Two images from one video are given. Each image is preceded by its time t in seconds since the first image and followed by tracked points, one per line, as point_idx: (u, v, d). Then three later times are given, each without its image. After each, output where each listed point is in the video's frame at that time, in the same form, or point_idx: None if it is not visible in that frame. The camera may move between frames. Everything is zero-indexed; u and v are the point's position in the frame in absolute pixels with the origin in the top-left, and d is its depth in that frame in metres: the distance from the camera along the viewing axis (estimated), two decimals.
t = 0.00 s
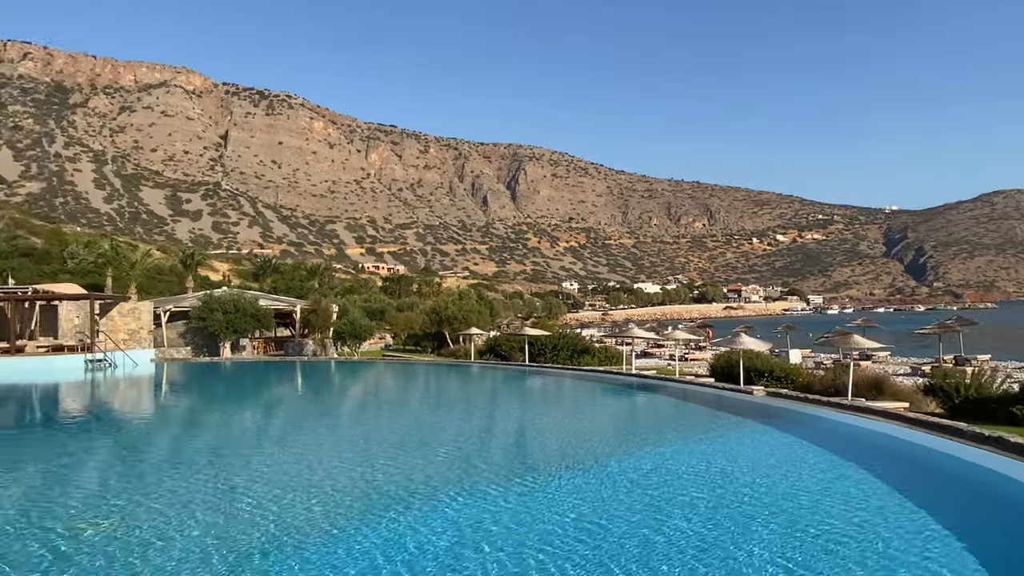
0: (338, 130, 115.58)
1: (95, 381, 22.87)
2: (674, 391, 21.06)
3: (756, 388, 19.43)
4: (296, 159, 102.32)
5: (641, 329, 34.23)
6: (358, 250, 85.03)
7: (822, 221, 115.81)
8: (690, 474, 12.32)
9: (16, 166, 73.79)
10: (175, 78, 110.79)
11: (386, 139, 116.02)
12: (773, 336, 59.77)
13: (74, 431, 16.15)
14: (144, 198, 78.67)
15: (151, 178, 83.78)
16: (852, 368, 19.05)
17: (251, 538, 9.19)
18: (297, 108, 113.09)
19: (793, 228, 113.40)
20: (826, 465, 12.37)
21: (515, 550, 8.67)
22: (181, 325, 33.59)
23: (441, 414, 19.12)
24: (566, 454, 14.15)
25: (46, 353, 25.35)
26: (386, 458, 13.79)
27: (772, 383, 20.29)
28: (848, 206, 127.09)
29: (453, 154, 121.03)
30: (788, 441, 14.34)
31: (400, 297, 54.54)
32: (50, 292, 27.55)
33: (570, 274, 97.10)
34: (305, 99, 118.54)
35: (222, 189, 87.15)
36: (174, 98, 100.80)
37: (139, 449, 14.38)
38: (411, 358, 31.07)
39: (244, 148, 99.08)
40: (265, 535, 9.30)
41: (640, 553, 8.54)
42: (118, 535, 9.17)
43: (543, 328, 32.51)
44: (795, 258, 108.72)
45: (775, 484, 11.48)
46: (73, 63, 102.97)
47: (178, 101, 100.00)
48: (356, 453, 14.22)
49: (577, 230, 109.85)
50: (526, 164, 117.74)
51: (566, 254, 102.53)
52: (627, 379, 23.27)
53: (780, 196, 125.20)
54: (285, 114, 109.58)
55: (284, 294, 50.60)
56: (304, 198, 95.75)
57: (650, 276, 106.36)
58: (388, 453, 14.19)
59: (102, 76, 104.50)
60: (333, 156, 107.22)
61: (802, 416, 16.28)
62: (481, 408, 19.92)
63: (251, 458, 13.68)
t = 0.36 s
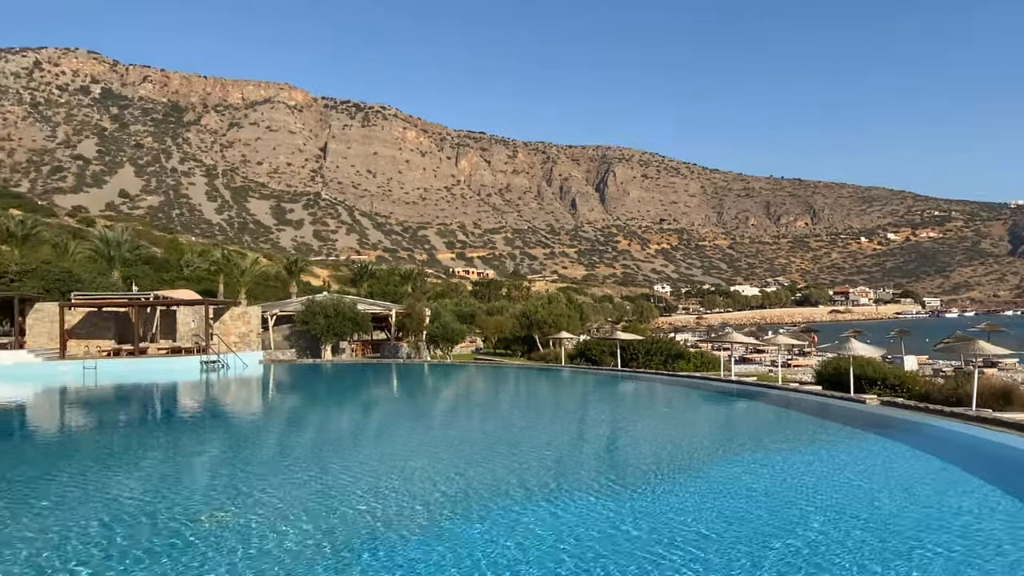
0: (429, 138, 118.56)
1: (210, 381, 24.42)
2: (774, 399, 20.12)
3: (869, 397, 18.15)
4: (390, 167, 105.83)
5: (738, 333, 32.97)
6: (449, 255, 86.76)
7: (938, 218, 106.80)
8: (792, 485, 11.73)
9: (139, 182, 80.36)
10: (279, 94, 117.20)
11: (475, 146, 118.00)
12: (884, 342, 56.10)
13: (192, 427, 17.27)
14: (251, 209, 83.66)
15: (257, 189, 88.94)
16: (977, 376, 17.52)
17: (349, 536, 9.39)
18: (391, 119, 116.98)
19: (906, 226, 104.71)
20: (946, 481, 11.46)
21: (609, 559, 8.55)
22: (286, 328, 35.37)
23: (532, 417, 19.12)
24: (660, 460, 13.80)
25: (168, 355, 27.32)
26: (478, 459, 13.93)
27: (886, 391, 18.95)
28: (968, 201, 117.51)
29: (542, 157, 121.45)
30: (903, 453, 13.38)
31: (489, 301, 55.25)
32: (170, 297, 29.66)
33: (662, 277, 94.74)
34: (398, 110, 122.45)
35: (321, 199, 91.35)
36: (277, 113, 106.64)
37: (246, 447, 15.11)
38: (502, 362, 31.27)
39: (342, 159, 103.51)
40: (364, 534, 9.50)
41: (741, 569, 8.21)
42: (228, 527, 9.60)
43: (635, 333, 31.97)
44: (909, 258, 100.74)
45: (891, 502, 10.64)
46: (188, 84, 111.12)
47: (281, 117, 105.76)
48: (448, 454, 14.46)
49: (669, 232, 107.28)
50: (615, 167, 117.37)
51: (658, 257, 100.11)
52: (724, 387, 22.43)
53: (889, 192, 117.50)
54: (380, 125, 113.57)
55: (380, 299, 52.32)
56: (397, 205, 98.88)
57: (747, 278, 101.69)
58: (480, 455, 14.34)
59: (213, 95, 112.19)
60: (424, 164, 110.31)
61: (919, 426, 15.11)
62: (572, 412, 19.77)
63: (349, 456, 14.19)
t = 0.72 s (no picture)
0: (515, 141, 119.57)
1: (311, 380, 25.43)
2: (883, 404, 18.91)
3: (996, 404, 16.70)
4: (476, 171, 107.48)
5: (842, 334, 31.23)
6: (535, 257, 87.15)
7: None
8: (899, 498, 10.99)
9: (243, 192, 85.37)
10: (370, 104, 121.48)
11: (561, 147, 118.00)
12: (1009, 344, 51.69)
13: (294, 424, 18.12)
14: (345, 215, 87.05)
15: (351, 196, 92.43)
16: None
17: (442, 534, 9.52)
18: (478, 123, 118.77)
19: None
20: None
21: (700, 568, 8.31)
22: (380, 330, 36.55)
23: (621, 419, 18.87)
24: (755, 466, 13.30)
25: (272, 355, 28.79)
26: (566, 460, 13.88)
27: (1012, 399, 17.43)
28: None
29: (629, 156, 119.87)
30: None
31: (577, 302, 55.01)
32: (272, 301, 31.26)
33: (758, 276, 90.89)
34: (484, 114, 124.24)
35: (411, 204, 93.92)
36: (369, 122, 110.55)
37: (342, 444, 15.67)
38: (591, 363, 30.99)
39: (430, 164, 106.11)
40: (455, 533, 9.59)
41: None
42: (328, 521, 9.93)
43: (729, 334, 30.96)
44: None
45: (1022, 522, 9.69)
46: (286, 98, 117.17)
47: (373, 125, 109.53)
48: (537, 455, 14.50)
49: (765, 229, 102.98)
50: (707, 164, 114.71)
51: (753, 255, 96.20)
52: (826, 392, 21.30)
53: (1013, 182, 108.14)
54: (467, 130, 115.56)
55: (468, 301, 53.19)
56: (484, 208, 100.29)
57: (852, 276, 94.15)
58: (567, 456, 14.29)
59: (310, 107, 117.80)
60: (510, 167, 111.42)
61: None
62: (663, 415, 19.38)
63: (439, 455, 14.48)
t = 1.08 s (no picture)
0: (605, 139, 118.58)
1: (407, 380, 26.15)
2: (1012, 412, 17.32)
3: None
4: (565, 171, 107.36)
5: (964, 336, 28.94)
6: (626, 257, 85.96)
7: None
8: None
9: (341, 199, 89.03)
10: (460, 109, 123.80)
11: (652, 144, 115.94)
12: None
13: (390, 421, 18.62)
14: (437, 218, 89.04)
15: (442, 200, 94.46)
16: None
17: (535, 535, 9.45)
18: (566, 123, 118.59)
19: None
20: None
21: None
22: (472, 331, 37.10)
23: (719, 423, 18.26)
24: (865, 474, 12.53)
25: (369, 356, 29.76)
26: (660, 464, 13.58)
27: None
28: None
29: (723, 151, 116.14)
30: None
31: (670, 303, 53.76)
32: (369, 302, 32.35)
33: (866, 273, 85.46)
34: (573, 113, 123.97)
35: (500, 207, 95.00)
36: (459, 127, 112.74)
37: (435, 443, 15.92)
38: (686, 366, 30.22)
39: (519, 166, 106.82)
40: (547, 534, 9.50)
41: None
42: (422, 518, 10.03)
43: (836, 336, 29.37)
44: None
45: None
46: (380, 107, 121.37)
47: (463, 130, 111.52)
48: (631, 458, 14.25)
49: (873, 223, 96.93)
50: (808, 156, 109.26)
51: (860, 251, 90.70)
52: (945, 397, 19.73)
53: None
54: (555, 130, 115.58)
55: (558, 302, 53.12)
56: (574, 208, 100.08)
57: (973, 272, 86.16)
58: (662, 459, 13.98)
59: (402, 115, 121.52)
60: (599, 166, 110.62)
61: None
62: (763, 420, 18.59)
63: (531, 455, 14.52)
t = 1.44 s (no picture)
0: (696, 135, 115.58)
1: (497, 381, 26.33)
2: None
3: None
4: (655, 168, 105.43)
5: None
6: (720, 255, 83.26)
7: None
8: None
9: (431, 203, 91.09)
10: (547, 110, 124.04)
11: (747, 137, 111.96)
12: None
13: (481, 421, 18.79)
14: (525, 220, 89.55)
15: (530, 201, 94.88)
16: None
17: (625, 537, 9.29)
18: (655, 120, 116.41)
19: None
20: None
21: None
22: (562, 332, 37.02)
23: (822, 429, 17.30)
24: (989, 486, 11.50)
25: (461, 356, 30.22)
26: (759, 469, 13.01)
27: None
28: None
29: (825, 142, 110.42)
30: None
31: (768, 302, 51.56)
32: (460, 304, 32.85)
33: (988, 269, 78.63)
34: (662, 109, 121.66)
35: (588, 207, 94.49)
36: (547, 128, 112.96)
37: (525, 444, 15.87)
38: (787, 368, 28.81)
39: (607, 165, 105.74)
40: (638, 537, 9.32)
41: None
42: (516, 520, 9.91)
43: (955, 338, 27.19)
44: None
45: None
46: (468, 111, 123.44)
47: (550, 130, 111.62)
48: (727, 463, 13.71)
49: (996, 214, 89.25)
50: (920, 144, 102.03)
51: (982, 245, 83.64)
52: None
53: None
54: (644, 127, 113.66)
55: (650, 302, 52.22)
56: (664, 206, 98.15)
57: None
58: (761, 465, 13.38)
59: (490, 118, 123.11)
60: (691, 162, 108.03)
61: None
62: (872, 426, 17.44)
63: (623, 458, 14.27)
